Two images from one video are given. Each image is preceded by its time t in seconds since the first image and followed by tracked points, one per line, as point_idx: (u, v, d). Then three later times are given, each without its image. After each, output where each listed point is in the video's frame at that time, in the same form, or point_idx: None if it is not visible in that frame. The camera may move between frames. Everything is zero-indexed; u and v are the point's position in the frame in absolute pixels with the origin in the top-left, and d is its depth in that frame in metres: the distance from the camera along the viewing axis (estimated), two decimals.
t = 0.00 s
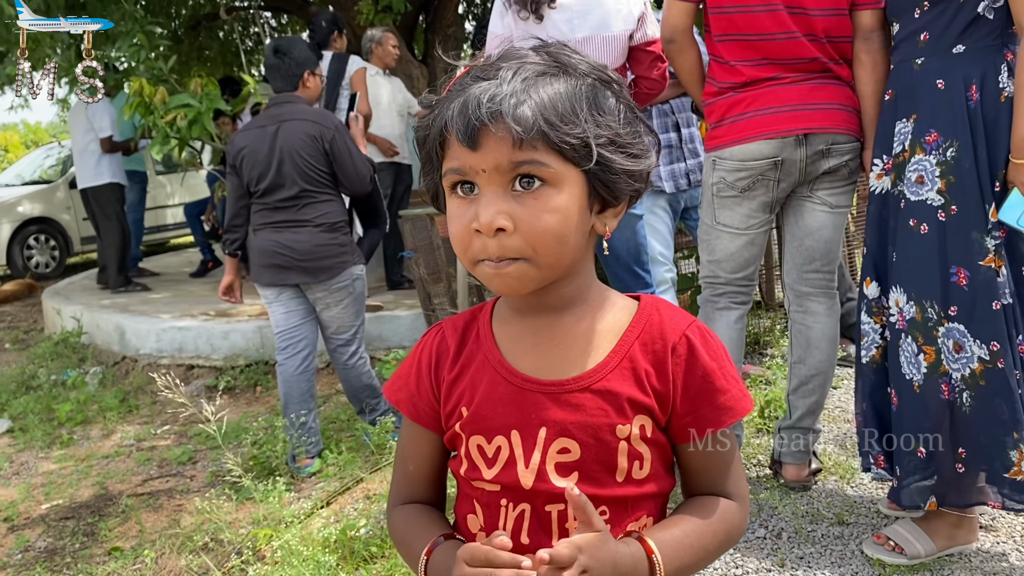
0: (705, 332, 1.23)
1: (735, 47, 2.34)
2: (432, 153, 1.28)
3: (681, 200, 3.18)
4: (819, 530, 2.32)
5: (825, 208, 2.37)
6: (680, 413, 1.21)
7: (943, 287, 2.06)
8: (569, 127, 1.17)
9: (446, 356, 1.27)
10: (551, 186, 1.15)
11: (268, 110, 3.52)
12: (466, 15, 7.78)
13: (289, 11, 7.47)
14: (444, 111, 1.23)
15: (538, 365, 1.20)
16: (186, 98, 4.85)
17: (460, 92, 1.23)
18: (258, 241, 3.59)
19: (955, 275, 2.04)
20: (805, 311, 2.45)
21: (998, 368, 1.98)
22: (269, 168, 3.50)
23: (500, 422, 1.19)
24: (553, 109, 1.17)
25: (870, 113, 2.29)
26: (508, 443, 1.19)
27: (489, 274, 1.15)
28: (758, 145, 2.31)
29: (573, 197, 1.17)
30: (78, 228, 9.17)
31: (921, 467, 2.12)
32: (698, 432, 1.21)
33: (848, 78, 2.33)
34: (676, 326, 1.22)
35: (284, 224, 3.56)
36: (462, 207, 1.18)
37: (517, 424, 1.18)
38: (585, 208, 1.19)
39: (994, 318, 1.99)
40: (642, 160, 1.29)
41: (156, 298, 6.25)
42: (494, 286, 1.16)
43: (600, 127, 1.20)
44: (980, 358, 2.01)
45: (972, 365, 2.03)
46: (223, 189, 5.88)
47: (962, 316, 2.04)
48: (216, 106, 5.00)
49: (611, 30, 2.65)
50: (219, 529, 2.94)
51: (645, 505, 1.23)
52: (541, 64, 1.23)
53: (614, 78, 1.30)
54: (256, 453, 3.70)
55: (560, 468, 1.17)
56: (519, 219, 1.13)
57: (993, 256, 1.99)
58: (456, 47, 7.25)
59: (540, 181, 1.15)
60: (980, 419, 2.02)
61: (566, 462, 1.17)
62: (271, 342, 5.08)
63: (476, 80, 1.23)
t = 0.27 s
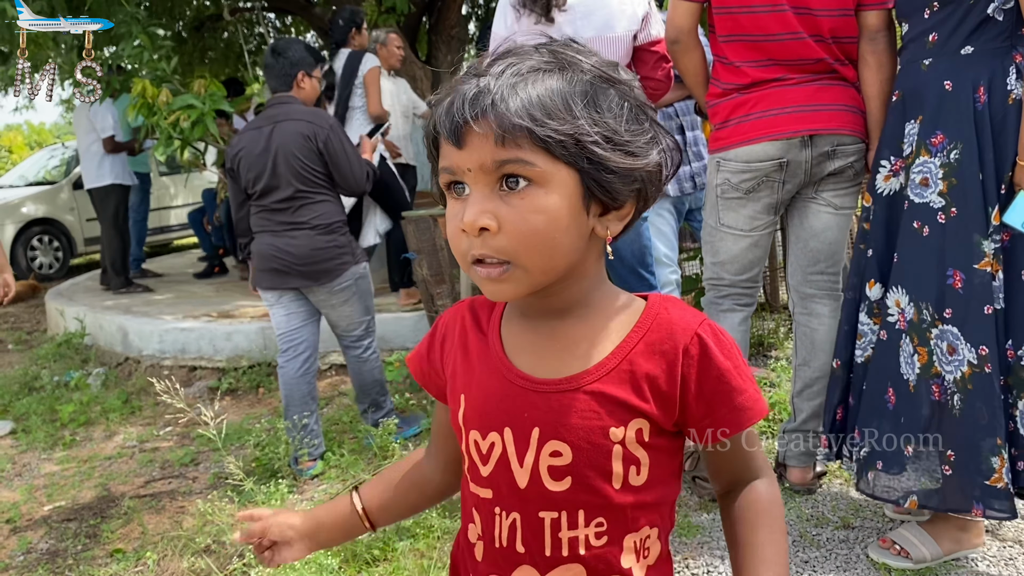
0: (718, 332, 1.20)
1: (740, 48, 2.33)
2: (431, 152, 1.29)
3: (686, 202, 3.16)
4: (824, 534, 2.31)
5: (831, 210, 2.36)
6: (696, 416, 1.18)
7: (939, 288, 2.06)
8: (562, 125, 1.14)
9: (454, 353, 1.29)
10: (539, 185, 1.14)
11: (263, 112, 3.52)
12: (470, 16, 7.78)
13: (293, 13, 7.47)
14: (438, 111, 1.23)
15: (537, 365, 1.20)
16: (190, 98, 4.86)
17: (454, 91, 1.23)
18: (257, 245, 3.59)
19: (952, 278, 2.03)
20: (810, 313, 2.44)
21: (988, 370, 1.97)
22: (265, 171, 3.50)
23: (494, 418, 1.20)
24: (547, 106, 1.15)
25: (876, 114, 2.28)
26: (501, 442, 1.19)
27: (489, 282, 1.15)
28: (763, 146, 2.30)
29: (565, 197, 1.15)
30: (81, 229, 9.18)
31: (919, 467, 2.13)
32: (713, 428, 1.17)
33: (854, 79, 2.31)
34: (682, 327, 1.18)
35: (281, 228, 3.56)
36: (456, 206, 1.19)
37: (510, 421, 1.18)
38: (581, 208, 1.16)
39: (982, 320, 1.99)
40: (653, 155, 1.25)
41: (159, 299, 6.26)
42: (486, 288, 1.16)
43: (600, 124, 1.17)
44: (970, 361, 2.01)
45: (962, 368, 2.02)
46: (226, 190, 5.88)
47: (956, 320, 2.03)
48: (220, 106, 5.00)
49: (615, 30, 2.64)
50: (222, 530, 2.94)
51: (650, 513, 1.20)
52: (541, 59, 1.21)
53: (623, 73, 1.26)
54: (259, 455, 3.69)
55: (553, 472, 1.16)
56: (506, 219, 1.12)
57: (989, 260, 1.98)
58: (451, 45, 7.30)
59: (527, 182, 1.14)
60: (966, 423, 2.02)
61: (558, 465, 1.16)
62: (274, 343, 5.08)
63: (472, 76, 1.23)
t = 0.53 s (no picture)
0: (655, 361, 1.08)
1: (746, 49, 2.33)
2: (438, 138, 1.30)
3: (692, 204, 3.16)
4: (830, 536, 2.30)
5: (836, 211, 2.35)
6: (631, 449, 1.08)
7: (936, 289, 2.06)
8: (546, 123, 1.12)
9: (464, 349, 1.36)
10: (515, 180, 1.13)
11: (280, 110, 3.54)
12: (474, 17, 7.79)
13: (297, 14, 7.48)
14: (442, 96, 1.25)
15: (504, 367, 1.23)
16: (194, 99, 4.87)
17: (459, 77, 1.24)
18: (268, 242, 3.59)
19: (949, 279, 2.03)
20: (815, 315, 2.44)
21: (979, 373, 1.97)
22: (280, 167, 3.50)
23: (464, 408, 1.26)
24: (536, 102, 1.13)
25: (882, 115, 2.27)
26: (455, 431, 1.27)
27: (456, 271, 1.17)
28: (768, 148, 2.29)
29: (541, 195, 1.13)
30: (85, 229, 9.19)
31: (915, 468, 2.13)
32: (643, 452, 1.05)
33: (860, 80, 2.31)
34: (618, 350, 1.10)
35: (293, 225, 3.56)
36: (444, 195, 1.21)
37: (462, 414, 1.25)
38: (557, 213, 1.14)
39: (978, 323, 1.98)
40: (646, 170, 1.21)
41: (163, 300, 6.26)
42: (457, 279, 1.18)
43: (588, 127, 1.13)
44: (962, 362, 2.00)
45: (955, 368, 2.02)
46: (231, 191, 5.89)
47: (953, 321, 2.03)
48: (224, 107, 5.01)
49: (625, 31, 2.64)
50: (226, 531, 2.94)
51: (571, 535, 1.16)
52: (546, 56, 1.19)
53: (630, 82, 1.23)
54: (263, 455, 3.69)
55: (476, 466, 1.21)
56: (478, 209, 1.13)
57: (989, 262, 1.97)
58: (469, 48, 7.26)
59: (505, 177, 1.14)
60: (954, 422, 2.03)
61: (480, 461, 1.20)
62: (278, 344, 5.08)
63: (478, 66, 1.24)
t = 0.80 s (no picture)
0: (701, 367, 1.10)
1: (753, 49, 2.33)
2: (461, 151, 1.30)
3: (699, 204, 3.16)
4: (837, 537, 2.30)
5: (844, 212, 2.35)
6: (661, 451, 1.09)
7: (947, 290, 2.05)
8: (567, 126, 1.13)
9: (479, 355, 1.35)
10: (540, 185, 1.13)
11: (309, 108, 3.59)
12: (479, 17, 7.79)
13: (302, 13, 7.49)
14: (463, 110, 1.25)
15: (530, 372, 1.21)
16: (201, 99, 4.88)
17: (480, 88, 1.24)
18: (293, 238, 3.62)
19: (960, 281, 2.03)
20: (823, 316, 2.43)
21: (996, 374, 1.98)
22: (310, 162, 3.54)
23: (483, 411, 1.23)
24: (556, 108, 1.14)
25: (890, 116, 2.27)
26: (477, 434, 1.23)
27: (489, 281, 1.16)
28: (777, 148, 2.29)
29: (569, 198, 1.13)
30: (91, 229, 9.20)
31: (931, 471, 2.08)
32: (684, 434, 1.06)
33: (868, 80, 2.30)
34: (659, 356, 1.11)
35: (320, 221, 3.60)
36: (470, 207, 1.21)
37: (486, 418, 1.22)
38: (584, 214, 1.13)
39: (995, 325, 1.99)
40: (669, 174, 1.20)
41: (169, 299, 6.28)
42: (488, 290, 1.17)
43: (609, 130, 1.14)
44: (979, 364, 2.01)
45: (971, 371, 2.02)
46: (237, 190, 5.90)
47: (967, 323, 2.02)
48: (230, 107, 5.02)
49: (638, 32, 2.62)
50: (232, 531, 2.94)
51: (585, 543, 1.12)
52: (565, 65, 1.21)
53: (649, 87, 1.23)
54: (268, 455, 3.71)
55: (499, 469, 1.17)
56: (505, 217, 1.12)
57: (1002, 263, 1.98)
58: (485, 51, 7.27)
59: (529, 183, 1.14)
60: (972, 426, 2.02)
61: (506, 462, 1.16)
62: (283, 344, 5.08)
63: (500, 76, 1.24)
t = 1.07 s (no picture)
0: (729, 359, 1.16)
1: (761, 51, 2.32)
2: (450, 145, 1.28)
3: (706, 206, 3.16)
4: (843, 540, 2.30)
5: (851, 215, 2.34)
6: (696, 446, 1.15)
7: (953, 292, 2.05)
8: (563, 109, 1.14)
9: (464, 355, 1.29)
10: (529, 154, 1.11)
11: (338, 108, 3.64)
12: (484, 18, 7.81)
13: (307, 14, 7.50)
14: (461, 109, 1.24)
15: (544, 372, 1.18)
16: (207, 99, 4.89)
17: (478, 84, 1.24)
18: (317, 237, 3.66)
19: (966, 283, 2.03)
20: (829, 318, 2.43)
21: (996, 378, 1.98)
22: (341, 162, 3.61)
23: (500, 423, 1.17)
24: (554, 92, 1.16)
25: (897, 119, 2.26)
26: (502, 448, 1.16)
27: (464, 248, 1.10)
28: (783, 150, 2.29)
29: (553, 172, 1.10)
30: (96, 229, 9.22)
31: (938, 470, 2.08)
32: (695, 432, 1.13)
33: (875, 83, 2.30)
34: (689, 355, 1.14)
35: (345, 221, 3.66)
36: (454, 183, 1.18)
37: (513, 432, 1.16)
38: (569, 190, 1.11)
39: (995, 328, 1.98)
40: (656, 169, 1.20)
41: (175, 299, 6.29)
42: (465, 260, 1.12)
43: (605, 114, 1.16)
44: (983, 366, 2.00)
45: (974, 374, 2.02)
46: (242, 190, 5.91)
47: (971, 324, 2.03)
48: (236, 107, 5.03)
49: (652, 33, 2.61)
50: (238, 531, 2.95)
51: (638, 539, 1.16)
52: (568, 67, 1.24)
53: (649, 100, 1.26)
54: (274, 455, 3.72)
55: (547, 487, 1.14)
56: (489, 180, 1.09)
57: (1001, 266, 1.98)
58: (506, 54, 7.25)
59: (517, 152, 1.11)
60: (975, 429, 2.03)
61: (554, 480, 1.13)
62: (289, 344, 5.08)
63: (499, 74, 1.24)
